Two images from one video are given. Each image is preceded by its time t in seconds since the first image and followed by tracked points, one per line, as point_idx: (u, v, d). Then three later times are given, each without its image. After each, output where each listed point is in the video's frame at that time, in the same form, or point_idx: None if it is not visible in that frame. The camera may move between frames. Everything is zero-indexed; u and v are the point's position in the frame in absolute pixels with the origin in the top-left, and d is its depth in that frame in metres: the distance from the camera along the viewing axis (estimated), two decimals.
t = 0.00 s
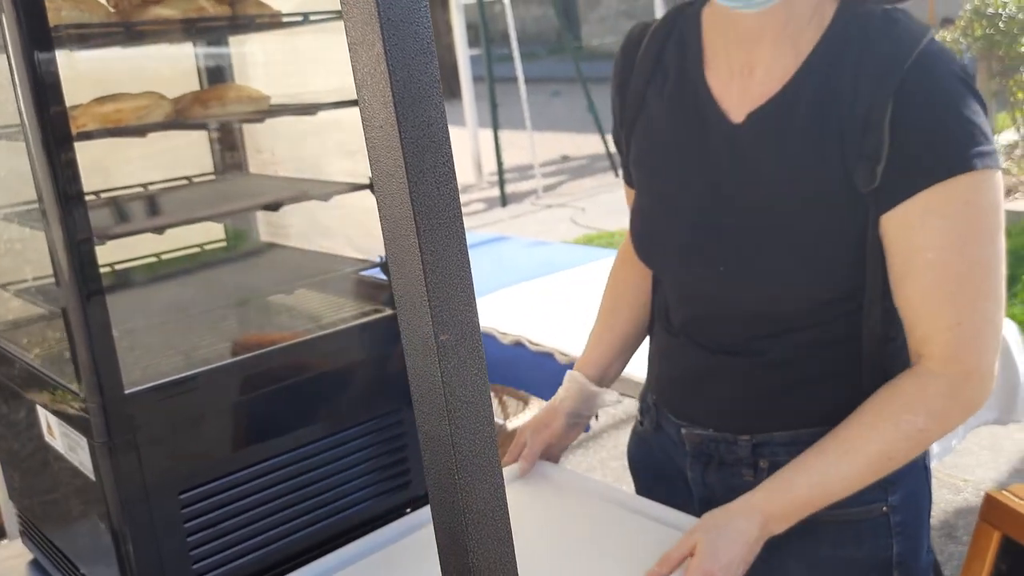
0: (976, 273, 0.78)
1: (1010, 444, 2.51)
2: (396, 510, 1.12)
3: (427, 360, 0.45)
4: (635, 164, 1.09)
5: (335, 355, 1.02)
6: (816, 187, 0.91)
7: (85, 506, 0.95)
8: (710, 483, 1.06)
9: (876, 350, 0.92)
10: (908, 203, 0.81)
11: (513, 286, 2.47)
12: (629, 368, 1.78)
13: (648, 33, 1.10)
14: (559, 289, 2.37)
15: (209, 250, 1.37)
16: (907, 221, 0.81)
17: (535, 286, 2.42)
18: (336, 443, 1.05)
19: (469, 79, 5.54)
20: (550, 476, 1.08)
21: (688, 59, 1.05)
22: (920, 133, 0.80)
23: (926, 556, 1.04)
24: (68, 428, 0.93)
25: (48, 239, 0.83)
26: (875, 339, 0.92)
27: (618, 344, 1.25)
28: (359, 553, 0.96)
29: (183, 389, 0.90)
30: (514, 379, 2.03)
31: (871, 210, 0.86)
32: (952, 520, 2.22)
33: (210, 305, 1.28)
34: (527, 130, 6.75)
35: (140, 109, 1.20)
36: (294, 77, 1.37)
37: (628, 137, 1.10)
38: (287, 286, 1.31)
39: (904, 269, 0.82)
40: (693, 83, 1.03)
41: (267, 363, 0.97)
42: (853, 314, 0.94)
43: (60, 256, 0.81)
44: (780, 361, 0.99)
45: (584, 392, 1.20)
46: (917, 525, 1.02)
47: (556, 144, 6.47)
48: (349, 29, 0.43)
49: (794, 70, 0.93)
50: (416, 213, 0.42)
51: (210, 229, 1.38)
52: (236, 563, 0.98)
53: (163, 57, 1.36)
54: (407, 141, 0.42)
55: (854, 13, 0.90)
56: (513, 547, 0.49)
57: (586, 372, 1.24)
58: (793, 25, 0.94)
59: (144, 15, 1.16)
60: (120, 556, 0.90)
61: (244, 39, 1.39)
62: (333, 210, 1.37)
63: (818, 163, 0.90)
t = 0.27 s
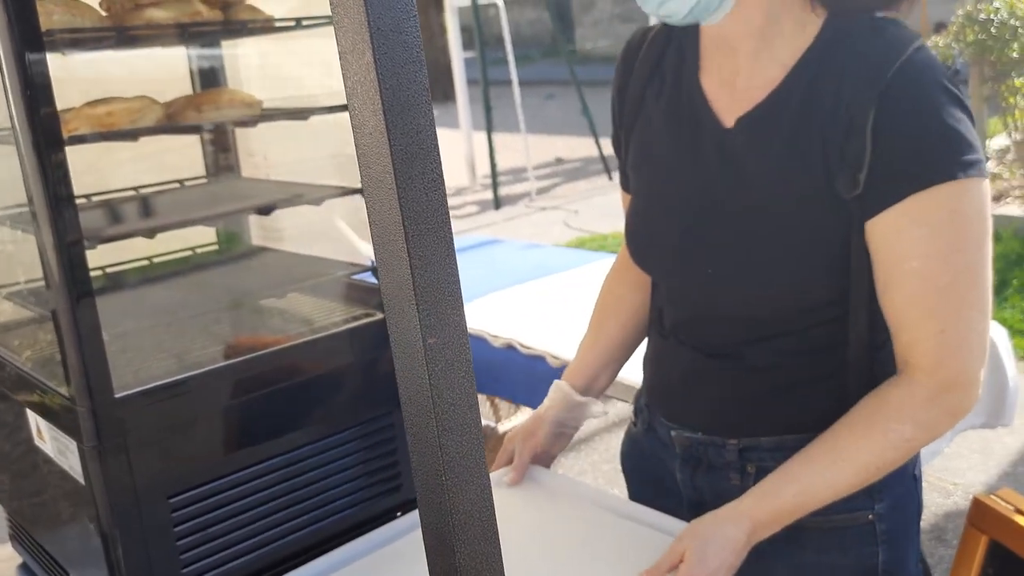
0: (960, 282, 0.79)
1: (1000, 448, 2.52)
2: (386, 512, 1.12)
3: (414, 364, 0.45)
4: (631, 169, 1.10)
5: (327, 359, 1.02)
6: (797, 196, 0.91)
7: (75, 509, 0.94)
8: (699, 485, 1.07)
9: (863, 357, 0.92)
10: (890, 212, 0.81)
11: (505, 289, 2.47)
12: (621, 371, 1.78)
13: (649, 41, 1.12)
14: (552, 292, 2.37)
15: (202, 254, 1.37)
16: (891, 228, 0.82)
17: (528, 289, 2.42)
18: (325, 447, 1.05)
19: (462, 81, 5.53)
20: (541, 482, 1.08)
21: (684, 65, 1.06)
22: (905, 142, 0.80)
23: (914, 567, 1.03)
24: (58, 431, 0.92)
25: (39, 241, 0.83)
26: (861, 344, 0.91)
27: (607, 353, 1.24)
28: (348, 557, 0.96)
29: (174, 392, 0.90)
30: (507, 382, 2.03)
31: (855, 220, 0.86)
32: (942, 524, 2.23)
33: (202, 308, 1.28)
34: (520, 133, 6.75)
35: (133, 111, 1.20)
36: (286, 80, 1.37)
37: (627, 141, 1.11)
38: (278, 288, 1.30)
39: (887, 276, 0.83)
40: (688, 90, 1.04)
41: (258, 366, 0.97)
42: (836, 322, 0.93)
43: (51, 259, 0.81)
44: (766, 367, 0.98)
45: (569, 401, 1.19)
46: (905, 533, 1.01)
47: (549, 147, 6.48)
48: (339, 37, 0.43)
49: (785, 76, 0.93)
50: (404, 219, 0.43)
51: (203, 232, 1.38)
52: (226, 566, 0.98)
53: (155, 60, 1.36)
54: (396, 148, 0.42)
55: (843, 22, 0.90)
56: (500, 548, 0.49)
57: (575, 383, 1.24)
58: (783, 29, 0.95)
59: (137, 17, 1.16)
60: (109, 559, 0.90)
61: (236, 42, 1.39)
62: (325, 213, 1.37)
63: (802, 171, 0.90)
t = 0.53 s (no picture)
0: (938, 288, 0.77)
1: (991, 450, 2.53)
2: (377, 514, 1.12)
3: (402, 366, 0.45)
4: (635, 170, 1.11)
5: (318, 361, 1.02)
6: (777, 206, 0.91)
7: (66, 512, 0.94)
8: (686, 481, 1.08)
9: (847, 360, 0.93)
10: (867, 215, 0.80)
11: (499, 291, 2.48)
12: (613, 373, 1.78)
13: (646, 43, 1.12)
14: (545, 294, 2.38)
15: (193, 256, 1.36)
16: (869, 232, 0.80)
17: (521, 291, 2.42)
18: (318, 449, 1.05)
19: (456, 84, 5.54)
20: (534, 485, 1.08)
21: (685, 66, 1.05)
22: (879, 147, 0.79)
23: None
24: (48, 433, 0.92)
25: (29, 243, 0.83)
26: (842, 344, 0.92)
27: (600, 363, 1.24)
28: (334, 562, 0.96)
29: (165, 394, 0.90)
30: (500, 384, 2.03)
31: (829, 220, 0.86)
32: (934, 526, 2.24)
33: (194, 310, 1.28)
34: (514, 136, 6.76)
35: (124, 113, 1.20)
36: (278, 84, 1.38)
37: (633, 142, 1.13)
38: (270, 290, 1.30)
39: (867, 277, 0.81)
40: (690, 94, 1.04)
41: (249, 368, 0.97)
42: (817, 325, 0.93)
43: (40, 261, 0.81)
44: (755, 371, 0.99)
45: (559, 406, 1.20)
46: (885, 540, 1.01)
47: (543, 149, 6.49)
48: (325, 42, 0.43)
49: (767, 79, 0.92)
50: (391, 222, 0.43)
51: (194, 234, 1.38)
52: (217, 568, 0.98)
53: (147, 62, 1.36)
54: (383, 151, 0.42)
55: (828, 20, 0.88)
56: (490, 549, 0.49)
57: (565, 390, 1.24)
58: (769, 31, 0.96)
59: (128, 18, 1.16)
60: (99, 561, 0.90)
61: (228, 44, 1.40)
62: (317, 215, 1.37)
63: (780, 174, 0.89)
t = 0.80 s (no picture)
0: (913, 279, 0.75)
1: (986, 453, 2.54)
2: (374, 513, 1.12)
3: (409, 362, 0.45)
4: (640, 171, 1.12)
5: (313, 360, 1.02)
6: (758, 201, 0.91)
7: (63, 510, 0.94)
8: (685, 472, 1.09)
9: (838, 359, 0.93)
10: (841, 208, 0.79)
11: (496, 292, 2.48)
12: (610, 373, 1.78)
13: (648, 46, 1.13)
14: (542, 295, 2.38)
15: (191, 255, 1.38)
16: (843, 225, 0.79)
17: (518, 293, 2.43)
18: (316, 446, 1.05)
19: (453, 85, 5.54)
20: (532, 484, 1.08)
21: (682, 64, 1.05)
22: (847, 141, 0.78)
23: None
24: (46, 430, 0.92)
25: (29, 242, 0.83)
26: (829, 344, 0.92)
27: (608, 370, 1.24)
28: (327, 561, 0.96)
29: (164, 392, 0.90)
30: (497, 385, 2.03)
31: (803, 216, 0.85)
32: (929, 528, 2.24)
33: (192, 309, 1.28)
34: (511, 138, 6.76)
35: (122, 112, 1.20)
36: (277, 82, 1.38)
37: (638, 143, 1.13)
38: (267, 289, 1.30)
39: (845, 270, 0.80)
40: (685, 97, 1.05)
41: (247, 367, 0.97)
42: (805, 321, 0.94)
43: (40, 260, 0.81)
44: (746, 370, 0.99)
45: (567, 411, 1.19)
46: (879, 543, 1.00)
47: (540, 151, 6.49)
48: (336, 37, 0.43)
49: (746, 79, 0.93)
50: (400, 218, 0.43)
51: (191, 233, 1.39)
52: (214, 567, 0.98)
53: (145, 62, 1.36)
54: (393, 147, 0.42)
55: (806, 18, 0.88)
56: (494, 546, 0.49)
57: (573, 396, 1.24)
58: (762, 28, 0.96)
59: (127, 17, 1.16)
60: (96, 560, 0.90)
61: (226, 43, 1.40)
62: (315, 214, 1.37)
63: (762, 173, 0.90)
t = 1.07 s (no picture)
0: (897, 274, 0.76)
1: (983, 455, 2.54)
2: (372, 513, 1.12)
3: (410, 362, 0.46)
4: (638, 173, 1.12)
5: (313, 360, 1.02)
6: (748, 202, 0.91)
7: (61, 509, 0.94)
8: (692, 466, 1.09)
9: (833, 358, 0.93)
10: (826, 205, 0.80)
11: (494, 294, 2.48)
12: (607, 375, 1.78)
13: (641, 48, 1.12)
14: (540, 297, 2.38)
15: (190, 255, 1.38)
16: (828, 222, 0.80)
17: (516, 294, 2.43)
18: (315, 445, 1.05)
19: (450, 87, 5.54)
20: (529, 484, 1.08)
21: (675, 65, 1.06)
22: (830, 138, 0.78)
23: None
24: (45, 430, 0.92)
25: (29, 241, 0.83)
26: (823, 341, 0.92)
27: (620, 362, 1.25)
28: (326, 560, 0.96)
29: (162, 392, 0.90)
30: (495, 386, 2.04)
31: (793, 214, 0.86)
32: (926, 530, 2.25)
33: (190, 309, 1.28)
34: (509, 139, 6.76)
35: (121, 112, 1.20)
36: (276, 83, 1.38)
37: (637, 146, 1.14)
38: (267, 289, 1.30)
39: (833, 267, 0.81)
40: (678, 95, 1.05)
41: (245, 367, 0.97)
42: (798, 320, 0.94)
43: (40, 260, 0.81)
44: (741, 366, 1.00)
45: (581, 398, 1.21)
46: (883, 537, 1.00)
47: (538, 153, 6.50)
48: (338, 37, 0.43)
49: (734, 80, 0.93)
50: (401, 218, 0.43)
51: (190, 234, 1.39)
52: (212, 566, 0.98)
53: (145, 62, 1.37)
54: (394, 146, 0.43)
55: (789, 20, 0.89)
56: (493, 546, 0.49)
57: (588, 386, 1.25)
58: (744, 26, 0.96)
59: (128, 17, 1.16)
60: (95, 559, 0.90)
61: (226, 44, 1.40)
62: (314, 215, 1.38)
63: (750, 172, 0.90)
